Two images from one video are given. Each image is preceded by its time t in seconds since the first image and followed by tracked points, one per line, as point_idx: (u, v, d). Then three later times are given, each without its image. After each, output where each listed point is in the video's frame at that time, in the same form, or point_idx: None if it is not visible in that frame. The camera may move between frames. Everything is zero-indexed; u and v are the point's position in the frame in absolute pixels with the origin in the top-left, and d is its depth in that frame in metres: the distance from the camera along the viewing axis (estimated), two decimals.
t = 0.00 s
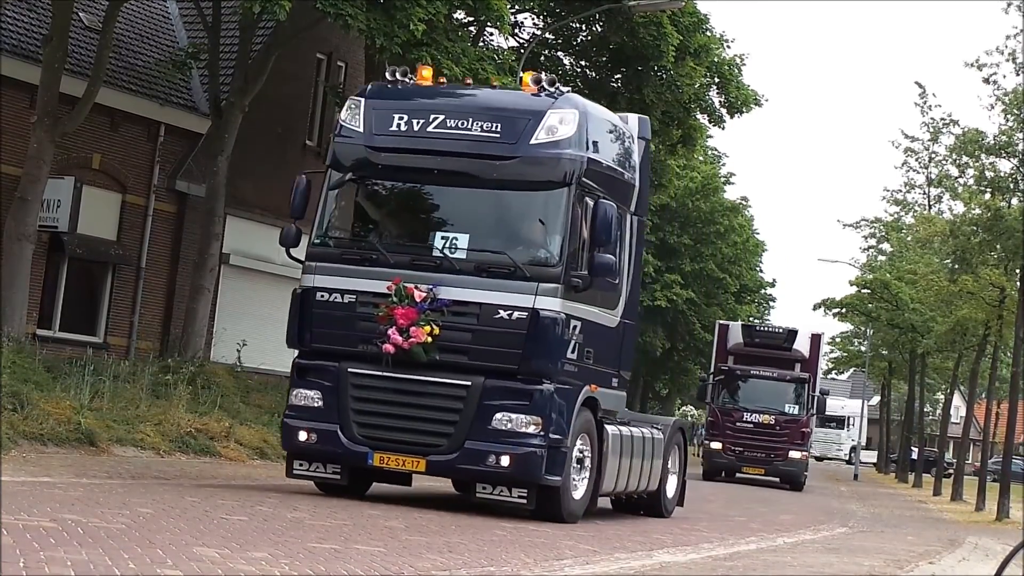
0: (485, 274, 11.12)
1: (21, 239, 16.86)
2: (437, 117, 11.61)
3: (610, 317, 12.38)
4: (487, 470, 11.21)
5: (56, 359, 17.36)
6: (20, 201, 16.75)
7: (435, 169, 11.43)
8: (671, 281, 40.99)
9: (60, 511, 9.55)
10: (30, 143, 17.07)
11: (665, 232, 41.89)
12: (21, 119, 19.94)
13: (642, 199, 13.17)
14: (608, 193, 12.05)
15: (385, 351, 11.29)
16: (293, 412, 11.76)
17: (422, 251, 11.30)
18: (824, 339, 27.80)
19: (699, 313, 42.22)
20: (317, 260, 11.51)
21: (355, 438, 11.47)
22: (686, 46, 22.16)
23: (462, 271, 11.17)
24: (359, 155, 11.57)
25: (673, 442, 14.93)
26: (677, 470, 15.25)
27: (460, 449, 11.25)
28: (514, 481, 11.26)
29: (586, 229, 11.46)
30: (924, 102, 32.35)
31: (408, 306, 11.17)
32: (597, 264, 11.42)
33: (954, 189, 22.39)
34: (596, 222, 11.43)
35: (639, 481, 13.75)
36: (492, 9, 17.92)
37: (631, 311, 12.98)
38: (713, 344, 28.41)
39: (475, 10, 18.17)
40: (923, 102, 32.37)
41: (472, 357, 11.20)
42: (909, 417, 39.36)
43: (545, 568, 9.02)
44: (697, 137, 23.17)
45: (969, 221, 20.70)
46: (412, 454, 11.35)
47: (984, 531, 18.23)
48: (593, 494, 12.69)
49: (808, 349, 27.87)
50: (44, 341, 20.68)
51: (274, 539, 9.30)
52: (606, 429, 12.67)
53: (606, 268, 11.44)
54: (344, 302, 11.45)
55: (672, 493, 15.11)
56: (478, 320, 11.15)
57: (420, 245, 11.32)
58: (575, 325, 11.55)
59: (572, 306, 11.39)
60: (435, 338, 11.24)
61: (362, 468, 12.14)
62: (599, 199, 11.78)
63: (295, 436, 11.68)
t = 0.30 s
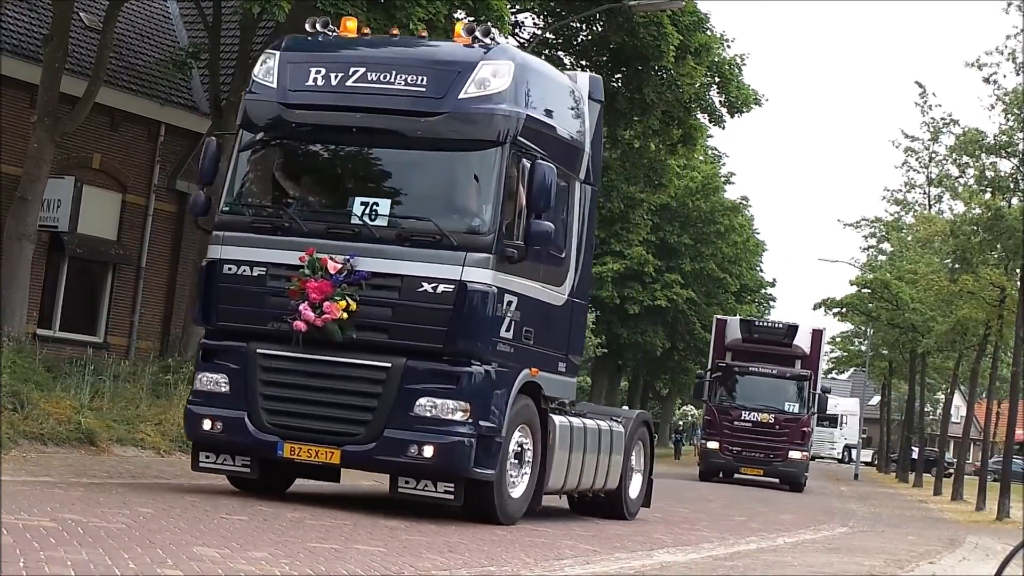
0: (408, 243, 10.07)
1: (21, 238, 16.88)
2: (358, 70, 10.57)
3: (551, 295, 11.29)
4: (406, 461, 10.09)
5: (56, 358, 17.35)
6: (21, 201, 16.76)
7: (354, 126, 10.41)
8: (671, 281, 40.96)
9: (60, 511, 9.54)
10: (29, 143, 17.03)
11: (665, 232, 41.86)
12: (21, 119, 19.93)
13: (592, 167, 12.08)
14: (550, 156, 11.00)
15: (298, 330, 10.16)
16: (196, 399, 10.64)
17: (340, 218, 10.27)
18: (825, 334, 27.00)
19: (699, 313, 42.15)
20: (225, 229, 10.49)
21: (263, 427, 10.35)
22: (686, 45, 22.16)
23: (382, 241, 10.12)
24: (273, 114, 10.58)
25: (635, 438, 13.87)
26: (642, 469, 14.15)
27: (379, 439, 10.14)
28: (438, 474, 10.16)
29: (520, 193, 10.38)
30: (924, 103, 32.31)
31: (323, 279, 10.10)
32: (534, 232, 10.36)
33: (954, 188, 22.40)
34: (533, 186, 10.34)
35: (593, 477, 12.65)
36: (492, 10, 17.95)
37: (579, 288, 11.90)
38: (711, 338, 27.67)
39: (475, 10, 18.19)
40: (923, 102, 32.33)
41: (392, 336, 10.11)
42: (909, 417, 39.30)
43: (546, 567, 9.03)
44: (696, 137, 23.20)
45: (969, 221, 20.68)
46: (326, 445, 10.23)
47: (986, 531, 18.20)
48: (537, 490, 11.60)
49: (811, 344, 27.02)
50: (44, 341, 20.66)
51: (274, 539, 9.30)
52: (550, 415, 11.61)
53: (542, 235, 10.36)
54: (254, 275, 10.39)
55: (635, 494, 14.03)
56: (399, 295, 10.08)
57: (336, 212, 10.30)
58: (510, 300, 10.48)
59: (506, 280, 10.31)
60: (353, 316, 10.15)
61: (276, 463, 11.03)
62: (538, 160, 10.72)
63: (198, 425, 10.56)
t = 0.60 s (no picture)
0: (306, 212, 9.10)
1: (21, 240, 16.88)
2: (252, 17, 9.61)
3: (476, 275, 10.29)
4: (301, 462, 9.04)
5: (56, 360, 17.34)
6: (21, 202, 16.79)
7: (247, 80, 9.43)
8: (671, 282, 40.96)
9: (59, 512, 9.54)
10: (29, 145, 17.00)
11: (665, 233, 41.84)
12: (20, 120, 19.90)
13: (526, 134, 11.08)
14: (473, 116, 10.04)
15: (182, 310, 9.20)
16: (71, 391, 9.59)
17: (231, 186, 9.31)
18: (825, 331, 26.87)
19: (700, 314, 42.07)
20: (106, 197, 9.51)
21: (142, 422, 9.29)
22: (686, 47, 22.20)
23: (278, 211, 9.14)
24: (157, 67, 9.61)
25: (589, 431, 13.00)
26: (597, 467, 13.33)
27: (270, 436, 9.09)
28: (336, 476, 9.11)
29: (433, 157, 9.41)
30: (924, 104, 32.30)
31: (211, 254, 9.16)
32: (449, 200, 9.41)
33: (954, 190, 22.38)
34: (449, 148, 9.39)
35: (535, 476, 11.66)
36: (493, 11, 17.94)
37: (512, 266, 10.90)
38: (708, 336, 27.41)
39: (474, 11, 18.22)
40: (924, 104, 32.29)
41: (285, 318, 9.09)
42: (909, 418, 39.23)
43: (545, 569, 9.03)
44: (697, 138, 23.22)
45: (969, 222, 20.65)
46: (210, 442, 9.18)
47: (987, 533, 18.18)
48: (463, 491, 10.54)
49: (811, 341, 26.91)
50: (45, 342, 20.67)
51: (273, 540, 9.30)
52: (474, 407, 10.57)
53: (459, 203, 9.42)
54: (135, 249, 9.38)
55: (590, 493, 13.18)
56: (294, 271, 9.08)
57: (229, 179, 9.32)
58: (422, 279, 9.47)
59: (417, 255, 9.33)
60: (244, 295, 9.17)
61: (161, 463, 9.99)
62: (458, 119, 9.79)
63: (72, 419, 9.50)
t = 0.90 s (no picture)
0: (166, 176, 8.18)
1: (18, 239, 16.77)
2: None
3: (373, 247, 9.30)
4: (159, 461, 8.07)
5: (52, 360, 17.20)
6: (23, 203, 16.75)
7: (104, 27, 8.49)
8: (671, 283, 40.95)
9: (58, 512, 9.52)
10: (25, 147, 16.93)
11: (665, 234, 41.80)
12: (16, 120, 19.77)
13: (442, 89, 10.13)
14: (367, 67, 9.08)
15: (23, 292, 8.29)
16: None
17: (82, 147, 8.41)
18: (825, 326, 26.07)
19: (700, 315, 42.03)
20: None
21: None
22: (686, 48, 22.10)
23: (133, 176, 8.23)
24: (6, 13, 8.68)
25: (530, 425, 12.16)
26: (541, 462, 12.49)
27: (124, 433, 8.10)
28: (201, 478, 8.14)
29: (313, 113, 8.47)
30: (924, 105, 32.32)
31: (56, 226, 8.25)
32: (330, 159, 8.44)
33: (954, 191, 22.39)
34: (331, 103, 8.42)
35: (456, 474, 10.69)
36: (493, 11, 17.93)
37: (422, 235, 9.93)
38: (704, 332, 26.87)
39: (476, 12, 18.16)
40: (923, 105, 32.33)
41: (141, 299, 8.16)
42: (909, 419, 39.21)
43: (545, 569, 9.03)
44: (697, 139, 23.22)
45: (969, 223, 20.68)
46: (58, 440, 8.19)
47: (987, 533, 18.19)
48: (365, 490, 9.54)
49: (810, 337, 26.18)
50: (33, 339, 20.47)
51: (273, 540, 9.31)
52: (380, 396, 9.60)
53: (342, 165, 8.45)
54: None
55: (532, 492, 12.35)
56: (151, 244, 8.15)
57: (83, 140, 8.40)
58: (303, 252, 8.50)
59: (295, 223, 8.38)
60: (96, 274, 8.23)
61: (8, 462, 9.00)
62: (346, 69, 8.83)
63: None
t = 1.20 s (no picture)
0: None
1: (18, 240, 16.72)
2: None
3: (241, 204, 8.57)
4: None
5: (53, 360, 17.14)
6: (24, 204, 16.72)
7: None
8: (671, 283, 40.96)
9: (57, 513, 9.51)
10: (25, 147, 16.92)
11: (665, 234, 41.79)
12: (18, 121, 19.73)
13: (332, 33, 9.46)
14: None
15: None
16: None
17: None
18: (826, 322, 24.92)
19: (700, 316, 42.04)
20: None
21: None
22: (686, 48, 22.09)
23: None
24: None
25: (452, 419, 11.11)
26: (468, 462, 11.46)
27: None
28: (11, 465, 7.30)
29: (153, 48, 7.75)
30: (924, 105, 32.33)
31: None
32: (170, 96, 7.66)
33: (954, 191, 22.40)
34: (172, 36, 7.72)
35: (356, 471, 9.73)
36: (493, 11, 17.90)
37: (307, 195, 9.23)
38: (700, 327, 25.61)
39: (476, 11, 18.10)
40: (923, 106, 32.36)
41: None
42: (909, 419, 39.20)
43: (544, 569, 9.03)
44: (697, 139, 23.24)
45: (969, 224, 20.67)
46: None
47: (986, 534, 18.19)
48: (233, 486, 8.61)
49: (810, 333, 25.02)
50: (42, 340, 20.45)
51: (274, 540, 9.32)
52: (250, 380, 8.70)
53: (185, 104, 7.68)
54: None
55: (454, 497, 11.29)
56: None
57: None
58: (142, 208, 7.76)
59: (128, 170, 7.67)
60: None
61: None
62: None
63: None
